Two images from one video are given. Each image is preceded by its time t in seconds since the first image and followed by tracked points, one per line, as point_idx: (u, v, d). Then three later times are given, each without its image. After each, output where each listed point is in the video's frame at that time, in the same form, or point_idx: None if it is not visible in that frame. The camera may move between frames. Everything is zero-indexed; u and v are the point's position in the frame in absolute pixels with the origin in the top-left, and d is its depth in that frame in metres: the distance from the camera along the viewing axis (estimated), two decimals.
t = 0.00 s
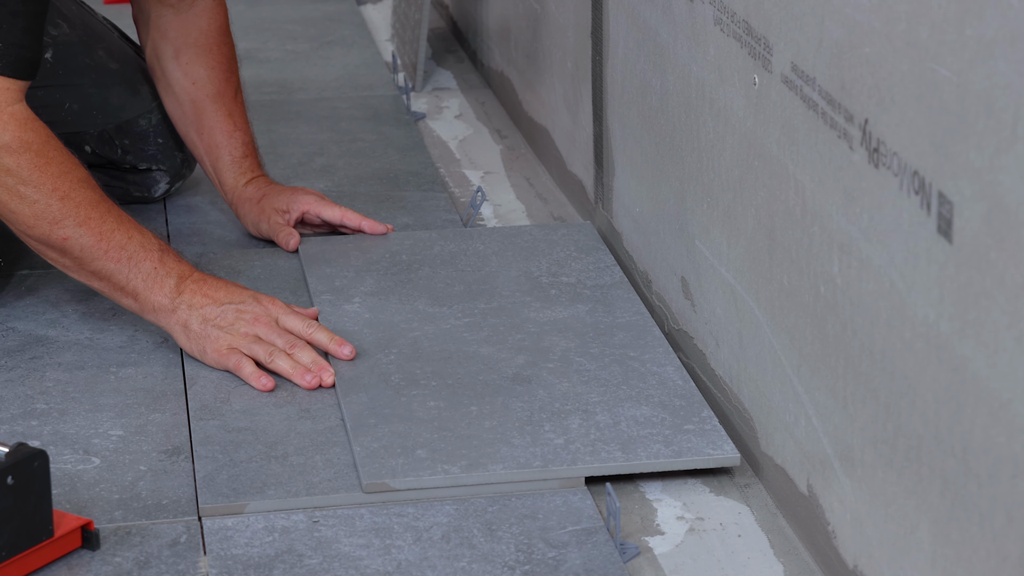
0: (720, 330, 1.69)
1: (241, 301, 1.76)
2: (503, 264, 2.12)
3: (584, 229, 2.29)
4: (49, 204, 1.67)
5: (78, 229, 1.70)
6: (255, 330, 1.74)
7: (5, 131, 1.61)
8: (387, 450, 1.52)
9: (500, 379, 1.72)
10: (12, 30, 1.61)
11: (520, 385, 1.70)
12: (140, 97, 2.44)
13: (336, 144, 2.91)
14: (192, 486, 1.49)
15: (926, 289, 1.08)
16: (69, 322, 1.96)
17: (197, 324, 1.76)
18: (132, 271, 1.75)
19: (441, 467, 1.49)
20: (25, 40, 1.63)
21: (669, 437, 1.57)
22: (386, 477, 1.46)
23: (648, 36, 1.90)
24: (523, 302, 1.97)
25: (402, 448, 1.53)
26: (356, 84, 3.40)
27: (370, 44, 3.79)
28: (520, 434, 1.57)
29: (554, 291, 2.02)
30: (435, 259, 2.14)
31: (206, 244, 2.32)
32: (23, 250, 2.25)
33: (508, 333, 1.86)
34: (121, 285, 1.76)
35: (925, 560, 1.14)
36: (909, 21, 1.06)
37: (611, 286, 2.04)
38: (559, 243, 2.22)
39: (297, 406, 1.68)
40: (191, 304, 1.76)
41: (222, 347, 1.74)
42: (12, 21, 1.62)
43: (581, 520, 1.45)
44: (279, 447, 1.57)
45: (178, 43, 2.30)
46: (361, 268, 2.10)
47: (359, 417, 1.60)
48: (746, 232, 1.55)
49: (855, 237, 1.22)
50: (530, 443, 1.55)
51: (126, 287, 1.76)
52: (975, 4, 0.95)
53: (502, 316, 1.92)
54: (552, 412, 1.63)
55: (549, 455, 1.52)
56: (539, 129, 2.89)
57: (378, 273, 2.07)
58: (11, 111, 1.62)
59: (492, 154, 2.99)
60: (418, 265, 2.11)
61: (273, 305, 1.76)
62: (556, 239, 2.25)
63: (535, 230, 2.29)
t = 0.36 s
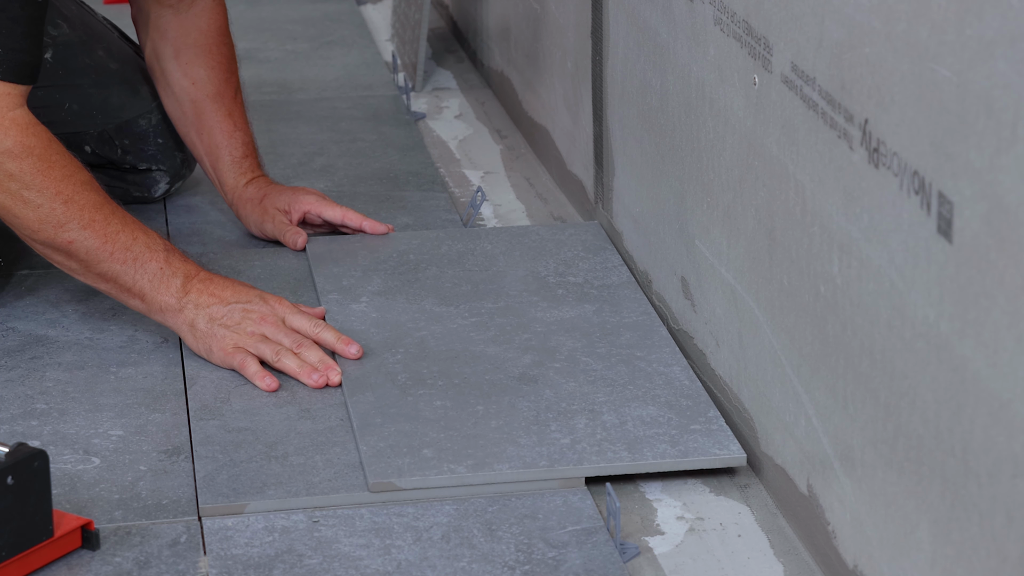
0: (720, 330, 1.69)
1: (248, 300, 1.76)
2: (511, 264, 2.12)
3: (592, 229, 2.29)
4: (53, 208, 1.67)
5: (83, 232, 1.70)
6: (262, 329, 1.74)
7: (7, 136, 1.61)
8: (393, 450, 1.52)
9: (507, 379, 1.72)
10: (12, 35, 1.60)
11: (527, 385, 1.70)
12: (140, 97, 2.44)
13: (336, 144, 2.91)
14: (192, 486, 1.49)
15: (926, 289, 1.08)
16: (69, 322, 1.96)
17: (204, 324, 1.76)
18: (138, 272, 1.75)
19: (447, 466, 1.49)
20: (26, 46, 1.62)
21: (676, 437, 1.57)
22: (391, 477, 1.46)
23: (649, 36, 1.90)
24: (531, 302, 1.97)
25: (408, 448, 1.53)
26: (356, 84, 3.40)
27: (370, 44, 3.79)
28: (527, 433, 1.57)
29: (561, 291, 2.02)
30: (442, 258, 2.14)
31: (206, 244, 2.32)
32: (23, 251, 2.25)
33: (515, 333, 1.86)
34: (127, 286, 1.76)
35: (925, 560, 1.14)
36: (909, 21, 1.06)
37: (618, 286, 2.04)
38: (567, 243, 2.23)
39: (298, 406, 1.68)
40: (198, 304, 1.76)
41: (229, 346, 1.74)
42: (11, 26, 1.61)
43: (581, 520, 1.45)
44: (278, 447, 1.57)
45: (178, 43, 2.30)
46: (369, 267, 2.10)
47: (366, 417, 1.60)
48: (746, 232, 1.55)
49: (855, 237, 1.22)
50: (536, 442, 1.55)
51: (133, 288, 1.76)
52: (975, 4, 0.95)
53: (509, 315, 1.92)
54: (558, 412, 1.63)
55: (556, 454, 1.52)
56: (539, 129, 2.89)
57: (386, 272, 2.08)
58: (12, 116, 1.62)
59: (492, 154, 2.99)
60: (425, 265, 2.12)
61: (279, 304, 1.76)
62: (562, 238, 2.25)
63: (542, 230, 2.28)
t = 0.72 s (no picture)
0: (720, 330, 1.69)
1: (257, 301, 1.77)
2: (515, 263, 2.12)
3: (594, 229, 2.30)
4: (61, 210, 1.67)
5: (91, 234, 1.70)
6: (270, 330, 1.74)
7: (13, 138, 1.61)
8: (407, 449, 1.53)
9: (517, 378, 1.72)
10: (18, 37, 1.60)
11: (538, 384, 1.70)
12: (140, 97, 2.44)
13: (336, 144, 2.91)
14: (192, 486, 1.49)
15: (926, 289, 1.08)
16: (69, 322, 1.96)
17: (213, 325, 1.76)
18: (146, 274, 1.76)
19: (462, 465, 1.49)
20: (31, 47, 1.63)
21: (688, 435, 1.58)
22: (407, 477, 1.47)
23: (649, 36, 1.90)
24: (538, 301, 1.97)
25: (423, 447, 1.53)
26: (356, 84, 3.40)
27: (370, 44, 3.79)
28: (540, 432, 1.57)
29: (566, 290, 2.02)
30: (447, 258, 2.14)
31: (205, 243, 2.32)
32: (22, 250, 2.25)
33: (523, 332, 1.86)
34: (136, 288, 1.76)
35: (924, 560, 1.14)
36: (909, 21, 1.06)
37: (623, 285, 2.05)
38: (569, 243, 2.22)
39: (298, 406, 1.68)
40: (206, 305, 1.77)
41: (238, 347, 1.74)
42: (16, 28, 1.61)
43: (581, 520, 1.45)
44: (279, 447, 1.57)
45: (177, 43, 2.30)
46: (372, 267, 2.10)
47: (378, 417, 1.61)
48: (746, 232, 1.55)
49: (855, 237, 1.22)
50: (550, 441, 1.55)
51: (141, 289, 1.76)
52: (975, 4, 0.95)
53: (516, 315, 1.92)
54: (570, 411, 1.63)
55: (569, 453, 1.52)
56: (539, 129, 2.89)
57: (390, 272, 2.08)
58: (19, 119, 1.62)
59: (493, 154, 2.99)
60: (429, 264, 2.12)
61: (288, 305, 1.76)
62: (566, 238, 2.25)
63: (544, 229, 2.28)
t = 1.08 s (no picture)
0: (720, 330, 1.69)
1: (259, 302, 1.77)
2: (515, 263, 2.12)
3: (594, 229, 2.30)
4: (61, 210, 1.67)
5: (91, 235, 1.70)
6: (270, 330, 1.74)
7: (13, 138, 1.61)
8: (406, 449, 1.53)
9: (517, 378, 1.72)
10: (19, 37, 1.61)
11: (538, 384, 1.70)
12: (140, 97, 2.44)
13: (336, 144, 2.91)
14: (192, 486, 1.49)
15: (926, 289, 1.08)
16: (69, 322, 1.96)
17: (213, 326, 1.77)
18: (146, 275, 1.75)
19: (462, 465, 1.49)
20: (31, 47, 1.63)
21: (688, 435, 1.58)
22: (407, 477, 1.47)
23: (649, 36, 1.90)
24: (538, 301, 1.97)
25: (423, 447, 1.53)
26: (356, 84, 3.40)
27: (370, 44, 3.79)
28: (540, 432, 1.58)
29: (566, 290, 2.02)
30: (447, 258, 2.14)
31: (205, 243, 2.32)
32: (22, 250, 2.25)
33: (523, 332, 1.86)
34: (136, 289, 1.76)
35: (924, 560, 1.14)
36: (909, 21, 1.06)
37: (623, 284, 2.04)
38: (569, 242, 2.22)
39: (298, 406, 1.68)
40: (206, 305, 1.77)
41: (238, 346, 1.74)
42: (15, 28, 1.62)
43: (581, 519, 1.45)
44: (279, 447, 1.57)
45: (177, 43, 2.30)
46: (372, 267, 2.10)
47: (378, 417, 1.61)
48: (746, 232, 1.55)
49: (855, 237, 1.22)
50: (551, 441, 1.55)
51: (141, 290, 1.76)
52: (975, 4, 0.95)
53: (516, 315, 1.92)
54: (570, 411, 1.63)
55: (570, 452, 1.52)
56: (539, 129, 2.89)
57: (390, 272, 2.08)
58: (19, 120, 1.62)
59: (492, 154, 2.99)
60: (429, 264, 2.12)
61: (288, 305, 1.76)
62: (566, 238, 2.25)
63: (544, 229, 2.28)
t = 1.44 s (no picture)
0: (720, 330, 1.69)
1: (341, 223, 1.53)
2: (515, 263, 2.12)
3: (594, 228, 2.30)
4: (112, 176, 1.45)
5: (183, 197, 1.49)
6: (392, 254, 1.52)
7: (75, 118, 1.39)
8: (406, 449, 1.53)
9: (517, 378, 1.72)
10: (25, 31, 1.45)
11: (538, 383, 1.70)
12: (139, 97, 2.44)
13: (336, 144, 2.91)
14: (192, 486, 1.49)
15: (926, 289, 1.08)
16: (69, 322, 1.96)
17: (328, 256, 1.52)
18: (244, 221, 1.52)
19: (462, 465, 1.49)
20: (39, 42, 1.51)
21: (688, 435, 1.58)
22: (407, 477, 1.47)
23: (649, 36, 1.90)
24: (538, 301, 1.97)
25: (423, 447, 1.54)
26: (356, 84, 3.40)
27: (370, 44, 3.79)
28: (541, 432, 1.57)
29: (567, 289, 2.02)
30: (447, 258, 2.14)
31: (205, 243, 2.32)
32: (22, 250, 2.25)
33: (523, 332, 1.86)
34: (236, 239, 1.54)
35: (925, 560, 1.14)
36: (909, 21, 1.06)
37: (622, 285, 2.04)
38: (569, 242, 2.22)
39: (298, 406, 1.68)
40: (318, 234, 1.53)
41: (366, 279, 1.52)
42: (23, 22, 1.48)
43: (581, 519, 1.45)
44: (279, 447, 1.57)
45: (180, 42, 2.31)
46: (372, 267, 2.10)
47: (379, 417, 1.61)
48: (746, 232, 1.55)
49: (855, 237, 1.22)
50: (550, 441, 1.55)
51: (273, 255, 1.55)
52: (975, 4, 0.95)
53: (516, 315, 1.92)
54: (570, 411, 1.63)
55: (569, 452, 1.52)
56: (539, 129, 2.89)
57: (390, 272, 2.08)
58: (53, 93, 1.37)
59: (492, 154, 2.99)
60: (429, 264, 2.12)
61: (395, 220, 1.55)
62: (566, 238, 2.25)
63: (544, 229, 2.28)
